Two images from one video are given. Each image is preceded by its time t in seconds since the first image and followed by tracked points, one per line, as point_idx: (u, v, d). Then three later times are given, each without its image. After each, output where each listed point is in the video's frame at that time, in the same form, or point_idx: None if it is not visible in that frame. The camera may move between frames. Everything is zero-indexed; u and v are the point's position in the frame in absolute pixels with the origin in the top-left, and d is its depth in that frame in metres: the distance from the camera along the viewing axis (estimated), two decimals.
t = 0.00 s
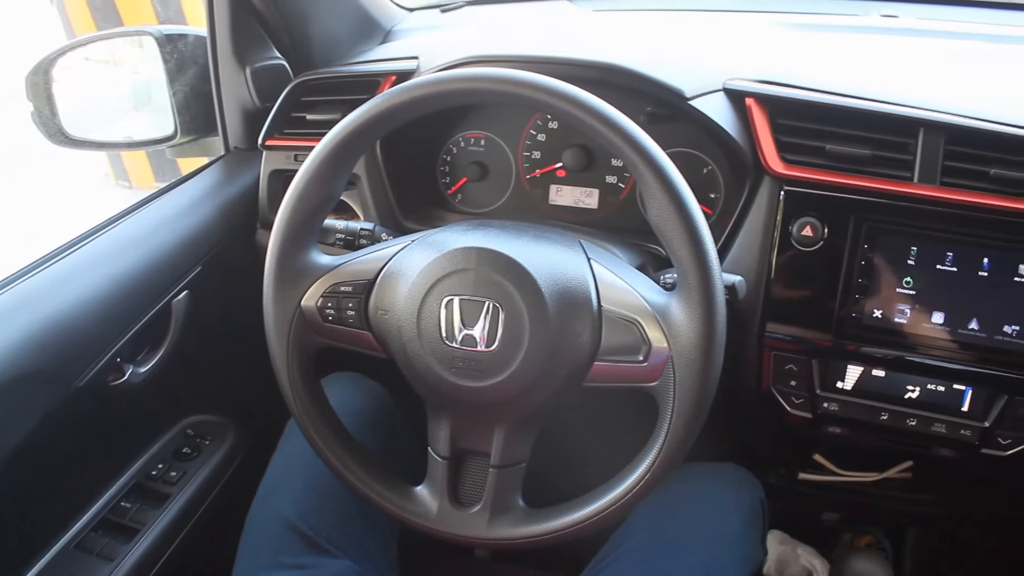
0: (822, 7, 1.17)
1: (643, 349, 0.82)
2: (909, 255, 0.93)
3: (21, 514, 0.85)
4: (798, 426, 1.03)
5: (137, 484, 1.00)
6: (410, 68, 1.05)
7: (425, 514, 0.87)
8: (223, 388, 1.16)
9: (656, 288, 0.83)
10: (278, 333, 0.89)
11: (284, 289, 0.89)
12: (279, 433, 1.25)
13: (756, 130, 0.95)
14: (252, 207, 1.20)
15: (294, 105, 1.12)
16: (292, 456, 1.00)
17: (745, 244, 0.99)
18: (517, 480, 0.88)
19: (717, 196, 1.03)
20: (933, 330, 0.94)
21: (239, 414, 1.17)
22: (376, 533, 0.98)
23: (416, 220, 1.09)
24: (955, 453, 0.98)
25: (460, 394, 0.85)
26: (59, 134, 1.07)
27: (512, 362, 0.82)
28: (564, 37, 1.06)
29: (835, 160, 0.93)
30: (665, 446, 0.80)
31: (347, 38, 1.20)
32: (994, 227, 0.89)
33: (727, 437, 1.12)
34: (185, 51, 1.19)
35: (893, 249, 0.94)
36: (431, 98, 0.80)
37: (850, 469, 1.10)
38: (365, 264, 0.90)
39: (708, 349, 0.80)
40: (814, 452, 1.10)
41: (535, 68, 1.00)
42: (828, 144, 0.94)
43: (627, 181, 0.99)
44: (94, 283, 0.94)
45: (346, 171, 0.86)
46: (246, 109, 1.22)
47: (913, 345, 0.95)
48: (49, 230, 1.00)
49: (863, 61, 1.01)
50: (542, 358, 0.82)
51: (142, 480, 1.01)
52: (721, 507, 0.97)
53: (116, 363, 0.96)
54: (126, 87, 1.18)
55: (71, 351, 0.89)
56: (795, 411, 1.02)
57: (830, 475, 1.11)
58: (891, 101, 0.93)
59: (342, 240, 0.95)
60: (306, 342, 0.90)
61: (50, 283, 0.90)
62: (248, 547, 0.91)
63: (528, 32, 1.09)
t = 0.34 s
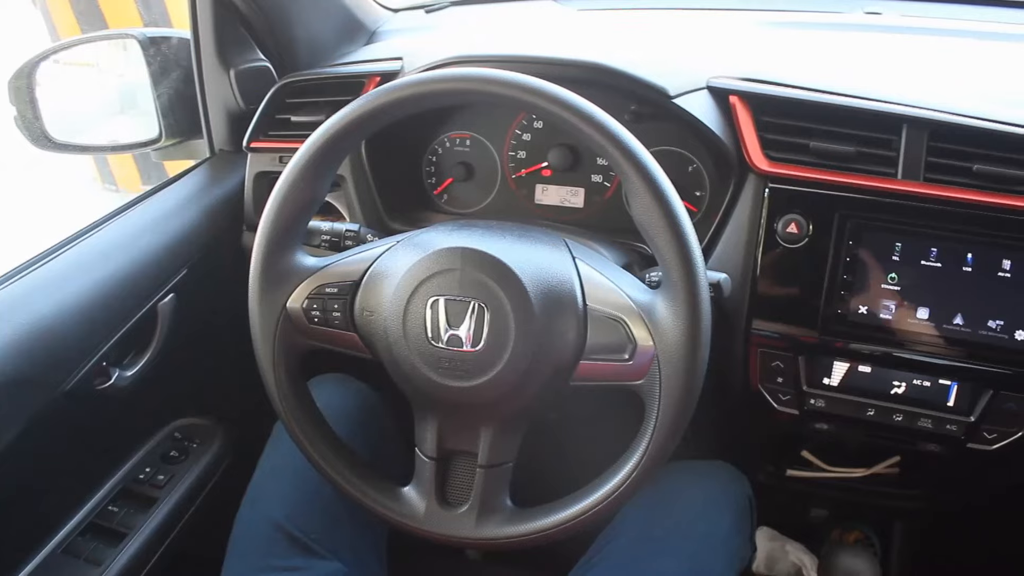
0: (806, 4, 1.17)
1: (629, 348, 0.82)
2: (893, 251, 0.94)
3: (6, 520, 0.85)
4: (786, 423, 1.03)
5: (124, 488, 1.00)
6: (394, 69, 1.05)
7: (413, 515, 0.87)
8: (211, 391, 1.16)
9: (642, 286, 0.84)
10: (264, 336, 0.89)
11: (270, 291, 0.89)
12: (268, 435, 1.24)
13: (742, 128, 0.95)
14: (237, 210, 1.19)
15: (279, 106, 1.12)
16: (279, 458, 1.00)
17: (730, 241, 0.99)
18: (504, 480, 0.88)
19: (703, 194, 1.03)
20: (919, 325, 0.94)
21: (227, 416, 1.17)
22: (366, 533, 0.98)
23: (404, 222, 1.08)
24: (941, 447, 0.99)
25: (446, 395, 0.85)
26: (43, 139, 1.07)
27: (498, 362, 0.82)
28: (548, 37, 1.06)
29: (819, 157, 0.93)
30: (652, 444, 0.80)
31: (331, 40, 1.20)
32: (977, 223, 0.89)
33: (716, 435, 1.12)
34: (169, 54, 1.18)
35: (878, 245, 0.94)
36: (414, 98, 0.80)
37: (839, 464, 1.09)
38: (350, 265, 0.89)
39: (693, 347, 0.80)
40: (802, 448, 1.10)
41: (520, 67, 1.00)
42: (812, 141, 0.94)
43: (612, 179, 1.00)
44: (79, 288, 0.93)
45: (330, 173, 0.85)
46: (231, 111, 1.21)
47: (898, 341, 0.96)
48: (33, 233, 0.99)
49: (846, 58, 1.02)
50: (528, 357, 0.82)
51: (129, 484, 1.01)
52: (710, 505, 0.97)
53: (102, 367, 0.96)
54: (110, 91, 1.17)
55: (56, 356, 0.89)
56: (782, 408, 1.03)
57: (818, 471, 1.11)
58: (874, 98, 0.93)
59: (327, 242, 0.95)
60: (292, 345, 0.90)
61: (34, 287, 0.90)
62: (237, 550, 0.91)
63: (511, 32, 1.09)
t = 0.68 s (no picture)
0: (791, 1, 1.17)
1: (616, 345, 0.83)
2: (879, 245, 0.94)
3: None
4: (775, 418, 1.03)
5: (115, 493, 1.00)
6: (380, 70, 1.05)
7: (403, 515, 0.87)
8: (202, 395, 1.16)
9: (628, 284, 0.84)
10: (252, 338, 0.89)
11: (257, 294, 0.89)
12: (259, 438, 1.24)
13: (727, 125, 0.95)
14: (225, 213, 1.19)
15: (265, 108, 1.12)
16: (269, 460, 1.00)
17: (718, 238, 0.99)
18: (493, 479, 0.88)
19: (690, 190, 1.03)
20: (906, 319, 0.95)
21: (217, 420, 1.16)
22: (357, 534, 0.98)
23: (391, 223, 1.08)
24: (929, 441, 0.99)
25: (434, 395, 0.85)
26: (29, 143, 1.07)
27: (486, 361, 0.82)
28: (534, 36, 1.06)
29: (805, 153, 0.94)
30: (640, 441, 0.81)
31: (316, 42, 1.20)
32: (962, 216, 0.90)
33: (706, 432, 1.12)
34: (154, 57, 1.18)
35: (863, 240, 0.94)
36: (399, 99, 0.80)
37: (828, 459, 1.10)
38: (337, 266, 0.89)
39: (680, 344, 0.80)
40: (792, 444, 1.10)
41: (506, 67, 1.00)
42: (797, 137, 0.94)
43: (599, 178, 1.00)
44: (67, 293, 0.93)
45: (316, 175, 0.86)
46: (217, 114, 1.21)
47: (886, 335, 0.96)
48: (20, 237, 0.98)
49: (831, 55, 1.02)
50: (515, 356, 0.82)
51: (120, 489, 1.01)
52: (699, 501, 0.98)
53: (90, 372, 0.96)
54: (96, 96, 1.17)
55: (44, 361, 0.89)
56: (771, 404, 1.02)
57: (808, 466, 1.11)
58: (859, 93, 0.94)
59: (314, 243, 0.95)
60: (280, 347, 0.90)
61: (21, 292, 0.89)
62: (228, 553, 0.91)
63: (497, 32, 1.09)
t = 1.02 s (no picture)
0: None
1: (602, 343, 0.83)
2: (865, 239, 0.94)
3: None
4: (765, 413, 1.03)
5: (104, 499, 0.99)
6: (364, 70, 1.04)
7: (392, 517, 0.87)
8: (191, 399, 1.15)
9: (614, 282, 0.84)
10: (238, 341, 0.89)
11: (242, 296, 0.89)
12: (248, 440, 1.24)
13: (711, 121, 0.95)
14: (210, 216, 1.19)
15: (248, 110, 1.11)
16: (258, 463, 1.00)
17: (704, 234, 0.98)
18: (482, 479, 0.88)
19: (676, 186, 1.02)
20: (894, 311, 0.95)
21: (206, 423, 1.16)
22: (347, 535, 0.98)
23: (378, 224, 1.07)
24: (918, 434, 0.99)
25: (421, 395, 0.85)
26: (13, 148, 1.08)
27: (472, 360, 0.82)
28: (517, 34, 1.06)
29: (790, 147, 0.93)
30: (628, 439, 0.81)
31: (300, 42, 1.19)
32: (947, 208, 0.91)
33: (696, 428, 1.12)
34: (137, 60, 1.18)
35: (850, 234, 0.94)
36: (382, 99, 0.80)
37: (817, 453, 1.09)
38: (322, 268, 0.89)
39: (665, 342, 0.80)
40: (782, 438, 1.09)
41: (490, 66, 0.99)
42: (782, 131, 0.94)
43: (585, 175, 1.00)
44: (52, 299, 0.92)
45: (301, 176, 0.85)
46: (202, 116, 1.21)
47: (874, 328, 0.96)
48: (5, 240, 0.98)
49: (816, 49, 1.02)
50: (501, 355, 0.82)
51: (109, 494, 1.00)
52: (689, 497, 0.98)
53: (77, 378, 0.95)
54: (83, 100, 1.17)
55: (29, 368, 0.88)
56: (760, 399, 1.02)
57: (798, 460, 1.10)
58: (844, 87, 0.94)
59: (299, 245, 0.94)
60: (266, 350, 0.90)
61: (5, 299, 0.89)
62: (218, 556, 0.91)
63: (481, 30, 1.09)
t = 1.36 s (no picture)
0: None
1: (585, 340, 0.83)
2: (848, 232, 0.94)
3: None
4: (751, 408, 1.03)
5: (91, 506, 0.99)
6: (345, 72, 1.04)
7: (380, 518, 0.87)
8: (177, 404, 1.15)
9: (596, 279, 0.84)
10: (222, 345, 0.89)
11: (226, 300, 0.89)
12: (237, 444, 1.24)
13: (693, 117, 0.95)
14: (195, 221, 1.19)
15: (230, 114, 1.11)
16: (245, 467, 1.00)
17: (687, 229, 0.99)
18: (469, 478, 0.89)
19: (660, 183, 1.02)
20: (876, 304, 0.95)
21: (194, 428, 1.16)
22: (336, 537, 0.98)
23: (362, 224, 1.06)
24: (904, 425, 0.99)
25: (406, 396, 0.85)
26: None
27: (456, 360, 0.82)
28: (498, 34, 1.06)
29: (772, 142, 0.94)
30: (612, 436, 0.81)
31: (283, 45, 1.19)
32: (928, 200, 0.91)
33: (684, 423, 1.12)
34: (118, 65, 1.17)
35: (832, 227, 0.94)
36: (361, 101, 0.80)
37: (803, 446, 1.10)
38: (305, 270, 0.89)
39: (648, 338, 0.80)
40: (769, 431, 1.11)
41: (471, 66, 0.99)
42: (763, 126, 0.94)
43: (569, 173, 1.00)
44: (35, 307, 0.92)
45: (281, 179, 0.85)
46: (185, 119, 1.21)
47: (857, 321, 0.96)
48: None
49: (797, 44, 1.02)
50: (485, 354, 0.82)
51: (96, 501, 1.00)
52: (676, 493, 0.98)
53: (62, 385, 0.95)
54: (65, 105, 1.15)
55: (13, 376, 0.88)
56: (746, 393, 1.02)
57: (785, 454, 1.11)
58: (824, 81, 0.94)
59: (284, 248, 0.95)
60: (251, 353, 0.90)
61: None
62: (206, 560, 0.91)
63: (462, 30, 1.09)
